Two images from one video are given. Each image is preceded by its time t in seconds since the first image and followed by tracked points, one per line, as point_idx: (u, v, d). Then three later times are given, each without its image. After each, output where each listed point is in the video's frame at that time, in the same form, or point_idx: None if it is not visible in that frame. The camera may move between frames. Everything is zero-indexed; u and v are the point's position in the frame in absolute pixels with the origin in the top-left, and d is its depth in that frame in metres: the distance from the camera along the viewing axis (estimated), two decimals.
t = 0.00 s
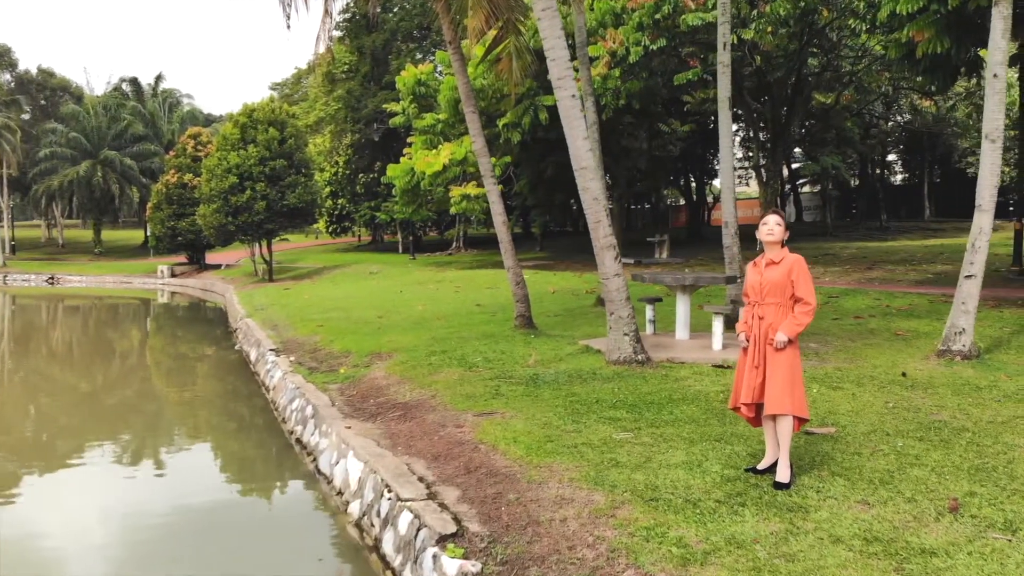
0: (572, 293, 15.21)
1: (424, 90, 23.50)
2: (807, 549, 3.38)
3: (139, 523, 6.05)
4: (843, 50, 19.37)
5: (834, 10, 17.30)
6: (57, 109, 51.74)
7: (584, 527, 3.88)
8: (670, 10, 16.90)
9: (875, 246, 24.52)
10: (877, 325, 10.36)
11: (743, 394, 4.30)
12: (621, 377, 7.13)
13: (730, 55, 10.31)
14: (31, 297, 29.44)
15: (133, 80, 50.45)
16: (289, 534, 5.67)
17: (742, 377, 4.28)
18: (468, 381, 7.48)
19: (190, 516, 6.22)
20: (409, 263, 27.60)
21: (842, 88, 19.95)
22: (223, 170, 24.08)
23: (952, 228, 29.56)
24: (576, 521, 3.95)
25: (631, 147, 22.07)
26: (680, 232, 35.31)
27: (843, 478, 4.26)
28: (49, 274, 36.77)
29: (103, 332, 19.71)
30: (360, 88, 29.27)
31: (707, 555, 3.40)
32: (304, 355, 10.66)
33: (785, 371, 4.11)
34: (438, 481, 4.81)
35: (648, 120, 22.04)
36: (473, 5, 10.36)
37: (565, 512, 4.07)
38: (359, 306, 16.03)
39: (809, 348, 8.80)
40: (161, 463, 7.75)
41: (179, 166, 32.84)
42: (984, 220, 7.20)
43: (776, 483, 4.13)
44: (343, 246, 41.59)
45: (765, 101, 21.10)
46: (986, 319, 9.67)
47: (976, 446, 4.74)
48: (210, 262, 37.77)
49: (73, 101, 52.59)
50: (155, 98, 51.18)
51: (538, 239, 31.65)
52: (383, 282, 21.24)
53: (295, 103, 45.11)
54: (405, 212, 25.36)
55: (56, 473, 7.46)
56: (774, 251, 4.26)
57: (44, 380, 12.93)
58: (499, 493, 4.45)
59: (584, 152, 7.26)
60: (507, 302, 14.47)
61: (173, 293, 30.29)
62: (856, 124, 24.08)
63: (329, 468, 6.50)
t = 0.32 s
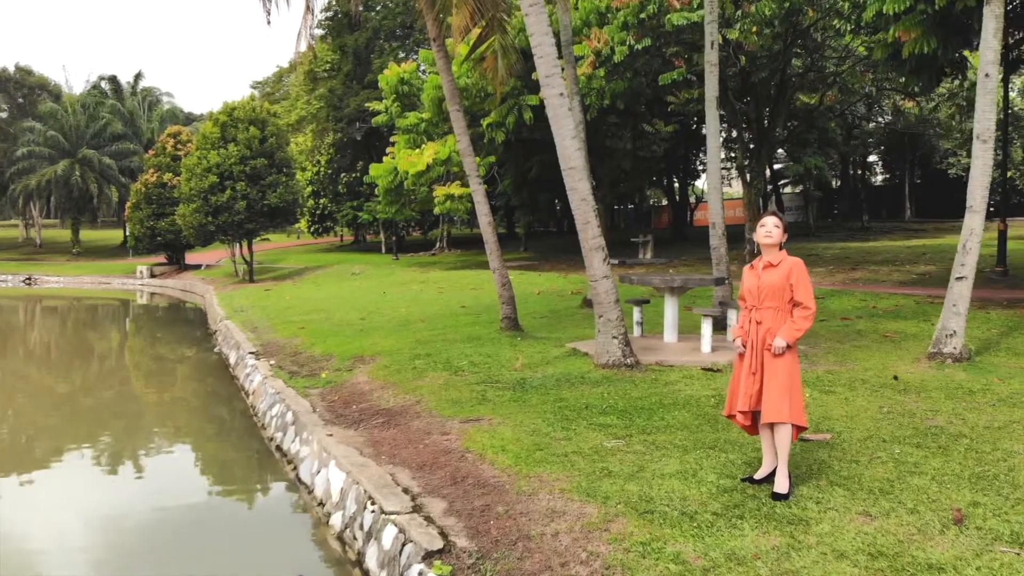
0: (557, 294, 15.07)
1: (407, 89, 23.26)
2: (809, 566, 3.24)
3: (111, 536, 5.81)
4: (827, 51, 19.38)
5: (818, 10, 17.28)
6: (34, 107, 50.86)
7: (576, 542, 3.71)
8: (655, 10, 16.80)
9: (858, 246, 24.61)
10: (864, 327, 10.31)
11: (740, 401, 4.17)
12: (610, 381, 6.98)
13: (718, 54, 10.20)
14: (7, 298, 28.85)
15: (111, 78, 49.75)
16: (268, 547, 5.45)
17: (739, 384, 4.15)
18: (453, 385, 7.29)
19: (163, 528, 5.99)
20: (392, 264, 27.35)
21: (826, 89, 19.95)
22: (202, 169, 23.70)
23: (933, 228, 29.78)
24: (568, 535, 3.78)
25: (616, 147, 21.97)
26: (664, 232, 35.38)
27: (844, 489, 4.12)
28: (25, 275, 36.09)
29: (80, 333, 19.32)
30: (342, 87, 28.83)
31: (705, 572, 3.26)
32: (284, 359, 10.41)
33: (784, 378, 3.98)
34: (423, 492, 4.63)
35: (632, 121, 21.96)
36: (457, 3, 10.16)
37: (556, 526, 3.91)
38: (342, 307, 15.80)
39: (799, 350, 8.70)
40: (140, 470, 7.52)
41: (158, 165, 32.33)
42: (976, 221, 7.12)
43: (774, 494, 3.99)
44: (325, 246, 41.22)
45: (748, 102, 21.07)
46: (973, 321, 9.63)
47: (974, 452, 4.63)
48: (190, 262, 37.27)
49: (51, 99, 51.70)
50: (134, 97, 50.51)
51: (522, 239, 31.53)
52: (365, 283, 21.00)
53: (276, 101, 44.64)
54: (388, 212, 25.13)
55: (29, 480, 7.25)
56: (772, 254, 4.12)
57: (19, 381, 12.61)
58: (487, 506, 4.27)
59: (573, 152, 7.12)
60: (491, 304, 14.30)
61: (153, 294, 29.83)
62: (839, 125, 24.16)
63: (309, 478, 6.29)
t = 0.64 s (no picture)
0: (543, 294, 14.94)
1: (389, 87, 23.00)
2: None
3: (82, 545, 5.59)
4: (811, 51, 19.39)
5: (802, 11, 17.25)
6: (10, 105, 49.93)
7: (568, 557, 3.56)
8: (640, 9, 16.68)
9: (841, 246, 24.71)
10: (852, 328, 10.27)
11: (735, 408, 4.04)
12: (598, 384, 6.84)
13: (705, 53, 10.11)
14: None
15: (90, 75, 48.97)
16: (246, 558, 5.25)
17: (734, 389, 4.02)
18: (438, 390, 7.12)
19: (138, 536, 5.77)
20: (375, 264, 27.07)
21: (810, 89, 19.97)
22: (181, 168, 23.31)
23: (914, 228, 30.00)
24: (561, 549, 3.63)
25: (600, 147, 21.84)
26: (647, 232, 35.45)
27: (842, 498, 4.00)
28: None
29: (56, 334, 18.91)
30: (324, 85, 28.48)
31: None
32: (264, 362, 10.16)
33: (781, 385, 3.85)
34: (408, 503, 4.46)
35: (616, 121, 21.86)
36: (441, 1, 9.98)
37: (548, 539, 3.75)
38: (324, 308, 15.57)
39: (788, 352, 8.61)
40: (117, 475, 7.25)
41: (137, 164, 31.80)
42: (966, 221, 7.07)
43: (772, 504, 3.87)
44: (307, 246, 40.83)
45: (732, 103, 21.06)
46: (960, 322, 9.61)
47: (972, 458, 4.53)
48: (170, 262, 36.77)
49: (27, 97, 50.82)
50: (113, 95, 49.74)
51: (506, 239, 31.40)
52: (348, 284, 20.75)
53: (257, 100, 44.10)
54: (371, 212, 24.90)
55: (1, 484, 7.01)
56: (768, 256, 3.98)
57: None
58: (475, 517, 4.12)
59: (560, 151, 6.98)
60: (476, 304, 14.13)
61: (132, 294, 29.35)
62: (822, 126, 24.24)
63: (289, 486, 6.09)
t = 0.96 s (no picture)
0: (530, 294, 14.82)
1: (374, 86, 22.77)
2: None
3: (56, 550, 5.39)
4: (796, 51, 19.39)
5: (789, 10, 17.22)
6: None
7: (562, 568, 3.43)
8: (626, 7, 16.57)
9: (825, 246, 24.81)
10: (841, 328, 10.24)
11: (731, 412, 3.93)
12: (588, 387, 6.73)
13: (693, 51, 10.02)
14: None
15: (71, 73, 48.28)
16: (225, 568, 5.07)
17: (731, 393, 3.92)
18: (424, 393, 6.97)
19: (114, 542, 5.57)
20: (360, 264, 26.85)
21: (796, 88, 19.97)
22: (162, 166, 22.97)
23: (897, 228, 30.21)
24: (553, 562, 3.50)
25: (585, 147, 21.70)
26: (633, 232, 35.52)
27: (841, 505, 3.89)
28: None
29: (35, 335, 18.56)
30: (307, 84, 28.25)
31: None
32: (246, 364, 9.96)
33: (780, 389, 3.74)
34: (395, 512, 4.32)
35: (601, 120, 21.76)
36: None
37: (540, 550, 3.62)
38: (309, 309, 15.36)
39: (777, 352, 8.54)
40: (95, 480, 7.03)
41: (118, 163, 31.36)
42: (957, 221, 7.01)
43: (770, 511, 3.76)
44: (291, 245, 40.49)
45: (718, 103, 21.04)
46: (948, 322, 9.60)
47: (970, 462, 4.45)
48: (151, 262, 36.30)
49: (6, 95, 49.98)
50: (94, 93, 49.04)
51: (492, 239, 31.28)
52: (332, 284, 20.56)
53: (239, 98, 43.62)
54: (355, 211, 24.68)
55: None
56: (766, 257, 3.87)
57: None
58: (464, 526, 3.98)
59: (550, 149, 6.86)
60: (463, 304, 14.00)
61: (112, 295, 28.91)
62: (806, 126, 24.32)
63: (270, 493, 5.92)
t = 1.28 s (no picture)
0: (515, 295, 14.69)
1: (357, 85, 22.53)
2: None
3: (26, 561, 5.18)
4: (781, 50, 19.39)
5: (773, 10, 17.21)
6: None
7: None
8: (611, 6, 16.50)
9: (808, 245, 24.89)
10: (829, 328, 10.19)
11: (727, 417, 3.81)
12: (577, 390, 6.60)
13: (680, 50, 9.94)
14: None
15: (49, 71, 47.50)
16: None
17: (726, 397, 3.80)
18: (409, 396, 6.82)
19: (87, 551, 5.37)
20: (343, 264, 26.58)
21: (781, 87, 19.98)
22: (142, 165, 22.60)
23: (879, 228, 30.42)
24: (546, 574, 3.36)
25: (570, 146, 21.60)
26: (617, 232, 35.53)
27: (840, 512, 3.79)
28: None
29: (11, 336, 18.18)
30: (289, 82, 27.93)
31: None
32: (226, 366, 9.74)
33: (777, 393, 3.63)
34: (379, 521, 4.17)
35: (586, 120, 21.67)
36: None
37: (531, 562, 3.48)
38: (291, 309, 15.12)
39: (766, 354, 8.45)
40: (69, 485, 6.80)
41: (96, 162, 30.86)
42: (947, 220, 6.98)
43: (768, 519, 3.65)
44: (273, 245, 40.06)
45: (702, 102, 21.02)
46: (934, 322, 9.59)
47: (968, 466, 4.37)
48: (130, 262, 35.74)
49: None
50: (73, 91, 48.31)
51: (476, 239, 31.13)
52: (315, 284, 20.31)
53: (220, 96, 43.09)
54: (338, 210, 24.43)
55: None
56: (763, 258, 3.77)
57: None
58: (452, 537, 3.84)
59: (537, 147, 6.73)
60: (447, 305, 13.84)
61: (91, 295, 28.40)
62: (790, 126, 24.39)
63: (249, 499, 5.74)
